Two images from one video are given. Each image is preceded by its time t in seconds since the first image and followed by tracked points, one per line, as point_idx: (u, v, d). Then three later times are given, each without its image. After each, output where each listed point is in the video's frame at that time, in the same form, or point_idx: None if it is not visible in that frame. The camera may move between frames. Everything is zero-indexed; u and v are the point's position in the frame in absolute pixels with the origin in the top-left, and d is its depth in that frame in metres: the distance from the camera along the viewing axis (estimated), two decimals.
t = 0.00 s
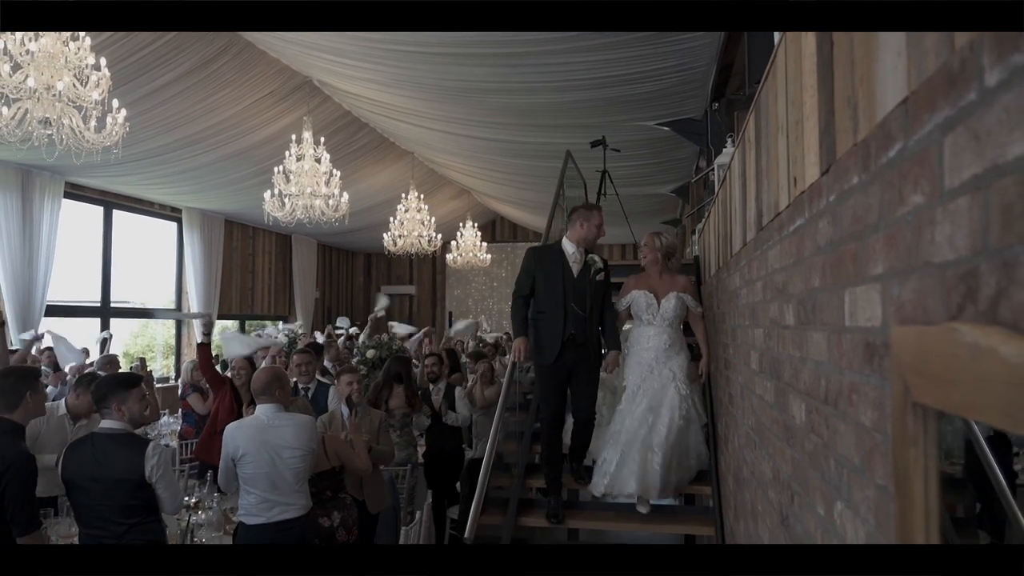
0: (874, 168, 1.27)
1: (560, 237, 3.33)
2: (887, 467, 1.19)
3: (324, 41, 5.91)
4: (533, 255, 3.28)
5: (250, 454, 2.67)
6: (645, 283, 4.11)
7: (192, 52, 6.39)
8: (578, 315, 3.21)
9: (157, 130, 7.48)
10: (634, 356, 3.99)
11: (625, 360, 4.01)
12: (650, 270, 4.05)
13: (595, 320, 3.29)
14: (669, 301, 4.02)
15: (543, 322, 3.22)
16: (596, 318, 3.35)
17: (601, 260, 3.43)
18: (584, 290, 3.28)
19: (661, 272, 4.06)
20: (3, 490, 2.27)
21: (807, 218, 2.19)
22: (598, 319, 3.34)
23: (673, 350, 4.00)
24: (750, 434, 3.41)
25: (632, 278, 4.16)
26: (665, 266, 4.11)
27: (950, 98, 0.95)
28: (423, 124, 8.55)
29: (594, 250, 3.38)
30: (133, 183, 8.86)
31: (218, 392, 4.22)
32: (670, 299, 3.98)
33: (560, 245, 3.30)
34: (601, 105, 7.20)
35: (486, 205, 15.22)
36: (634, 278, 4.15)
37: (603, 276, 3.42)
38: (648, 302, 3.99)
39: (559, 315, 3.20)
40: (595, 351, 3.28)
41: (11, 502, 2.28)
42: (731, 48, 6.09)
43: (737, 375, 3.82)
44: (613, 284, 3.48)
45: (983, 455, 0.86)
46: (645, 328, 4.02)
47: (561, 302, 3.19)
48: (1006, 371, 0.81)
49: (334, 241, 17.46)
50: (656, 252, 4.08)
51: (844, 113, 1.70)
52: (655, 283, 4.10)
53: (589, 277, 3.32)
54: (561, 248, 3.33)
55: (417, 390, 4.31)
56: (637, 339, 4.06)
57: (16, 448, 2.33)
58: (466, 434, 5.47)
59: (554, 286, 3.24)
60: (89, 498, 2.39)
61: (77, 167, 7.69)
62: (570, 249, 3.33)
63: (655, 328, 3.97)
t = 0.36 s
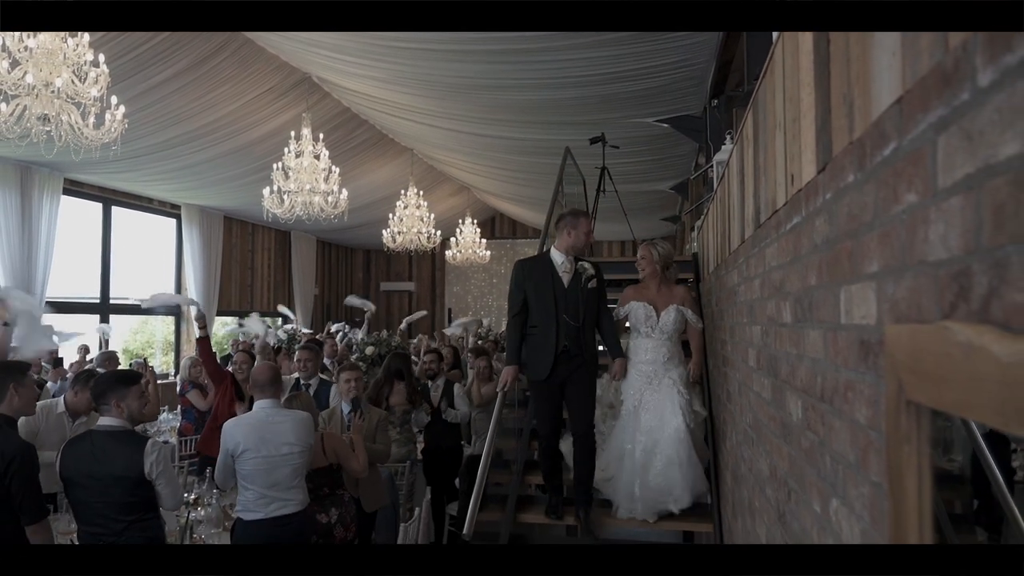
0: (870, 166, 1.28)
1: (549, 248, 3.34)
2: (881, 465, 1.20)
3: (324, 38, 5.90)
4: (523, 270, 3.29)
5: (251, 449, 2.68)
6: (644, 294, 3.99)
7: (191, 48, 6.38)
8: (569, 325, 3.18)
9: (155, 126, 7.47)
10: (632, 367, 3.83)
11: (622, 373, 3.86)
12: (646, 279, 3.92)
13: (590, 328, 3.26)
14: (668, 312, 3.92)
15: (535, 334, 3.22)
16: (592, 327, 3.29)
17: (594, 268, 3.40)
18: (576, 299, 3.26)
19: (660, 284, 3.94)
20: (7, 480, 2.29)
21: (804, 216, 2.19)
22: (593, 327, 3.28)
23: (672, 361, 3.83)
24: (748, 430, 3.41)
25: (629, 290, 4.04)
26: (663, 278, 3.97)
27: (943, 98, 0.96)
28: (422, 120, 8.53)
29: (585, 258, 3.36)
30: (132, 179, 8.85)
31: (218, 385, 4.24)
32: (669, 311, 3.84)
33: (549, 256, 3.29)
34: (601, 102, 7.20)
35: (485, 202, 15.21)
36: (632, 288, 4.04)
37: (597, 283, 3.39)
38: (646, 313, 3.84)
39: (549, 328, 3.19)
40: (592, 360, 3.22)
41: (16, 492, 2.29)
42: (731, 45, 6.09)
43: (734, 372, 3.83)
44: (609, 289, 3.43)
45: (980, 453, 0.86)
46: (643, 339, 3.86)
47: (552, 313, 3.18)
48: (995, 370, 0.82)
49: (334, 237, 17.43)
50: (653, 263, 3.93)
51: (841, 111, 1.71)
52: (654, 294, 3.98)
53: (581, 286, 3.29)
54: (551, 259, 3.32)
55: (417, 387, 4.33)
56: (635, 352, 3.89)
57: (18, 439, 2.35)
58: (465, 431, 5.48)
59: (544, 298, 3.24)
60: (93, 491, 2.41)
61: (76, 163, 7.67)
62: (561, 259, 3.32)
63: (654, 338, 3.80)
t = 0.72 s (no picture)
0: (866, 164, 1.28)
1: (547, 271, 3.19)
2: (878, 460, 1.21)
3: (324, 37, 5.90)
4: (519, 296, 3.15)
5: (254, 445, 2.68)
6: (650, 313, 3.72)
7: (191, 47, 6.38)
8: (571, 352, 3.06)
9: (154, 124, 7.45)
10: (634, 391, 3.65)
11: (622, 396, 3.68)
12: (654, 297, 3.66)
13: (593, 353, 3.13)
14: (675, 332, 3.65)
15: (536, 361, 3.10)
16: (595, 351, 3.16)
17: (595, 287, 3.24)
18: (578, 323, 3.12)
19: (669, 306, 3.68)
20: (6, 479, 2.29)
21: (802, 213, 2.20)
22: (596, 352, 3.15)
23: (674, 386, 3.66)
24: (747, 429, 3.40)
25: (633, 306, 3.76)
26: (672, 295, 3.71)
27: (939, 95, 0.97)
28: (421, 118, 8.53)
29: (585, 279, 3.21)
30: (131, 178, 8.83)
31: (219, 384, 4.24)
32: (677, 333, 3.60)
33: (548, 279, 3.15)
34: (600, 100, 7.20)
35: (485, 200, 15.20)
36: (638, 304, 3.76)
37: (600, 303, 3.23)
38: (651, 335, 3.60)
39: (550, 355, 3.07)
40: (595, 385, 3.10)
41: (15, 491, 2.29)
42: (730, 43, 6.09)
43: (733, 370, 3.83)
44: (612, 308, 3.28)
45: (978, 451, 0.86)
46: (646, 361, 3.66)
47: (553, 340, 3.05)
48: (989, 368, 0.82)
49: (332, 235, 17.41)
50: (664, 283, 3.67)
51: (838, 109, 1.72)
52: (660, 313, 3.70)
53: (583, 310, 3.15)
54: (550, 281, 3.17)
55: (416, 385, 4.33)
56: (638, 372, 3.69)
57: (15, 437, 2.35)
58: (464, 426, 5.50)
59: (545, 324, 3.10)
60: (89, 490, 2.40)
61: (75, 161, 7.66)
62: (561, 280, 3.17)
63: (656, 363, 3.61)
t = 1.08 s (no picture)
0: (862, 158, 1.28)
1: (539, 273, 3.17)
2: (873, 454, 1.21)
3: (323, 35, 5.89)
4: (511, 298, 3.14)
5: (256, 442, 2.68)
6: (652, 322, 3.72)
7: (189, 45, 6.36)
8: (565, 356, 3.04)
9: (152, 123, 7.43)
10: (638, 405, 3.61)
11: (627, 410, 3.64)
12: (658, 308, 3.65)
13: (588, 356, 3.10)
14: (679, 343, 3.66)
15: (530, 365, 3.07)
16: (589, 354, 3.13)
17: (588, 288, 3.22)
18: (571, 326, 3.10)
19: (673, 316, 3.67)
20: (7, 475, 2.28)
21: (799, 209, 2.20)
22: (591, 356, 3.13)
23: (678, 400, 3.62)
24: (744, 426, 3.40)
25: (637, 313, 3.80)
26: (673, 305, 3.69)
27: (935, 86, 0.97)
28: (421, 117, 8.50)
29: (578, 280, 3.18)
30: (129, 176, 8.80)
31: (217, 382, 4.24)
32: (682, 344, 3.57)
33: (540, 281, 3.12)
34: (600, 99, 7.18)
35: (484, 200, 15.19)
36: (641, 313, 3.76)
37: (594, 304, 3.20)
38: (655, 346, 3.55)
39: (544, 360, 3.05)
40: (590, 390, 3.08)
41: (14, 487, 2.29)
42: (728, 42, 6.09)
43: (730, 368, 3.82)
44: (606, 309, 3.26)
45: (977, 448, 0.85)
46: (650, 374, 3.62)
47: (547, 342, 3.04)
48: (983, 360, 0.81)
49: (332, 235, 17.38)
50: (667, 292, 3.65)
51: (834, 104, 1.71)
52: (664, 323, 3.69)
53: (576, 312, 3.12)
54: (543, 283, 3.14)
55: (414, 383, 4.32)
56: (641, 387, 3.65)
57: (16, 435, 2.33)
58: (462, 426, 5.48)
59: (538, 328, 3.09)
60: (88, 486, 2.40)
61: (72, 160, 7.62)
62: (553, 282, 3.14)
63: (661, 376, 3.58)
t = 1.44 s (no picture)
0: (859, 156, 1.28)
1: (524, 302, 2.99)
2: (869, 451, 1.21)
3: (323, 35, 5.90)
4: (497, 327, 2.96)
5: (259, 440, 2.68)
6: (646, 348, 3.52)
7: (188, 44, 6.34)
8: (549, 389, 2.84)
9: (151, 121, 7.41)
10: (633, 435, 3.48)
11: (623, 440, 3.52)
12: (652, 333, 3.47)
13: (576, 391, 2.88)
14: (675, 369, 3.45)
15: (512, 398, 2.89)
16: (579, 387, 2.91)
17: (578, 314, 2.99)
18: (557, 357, 2.89)
19: (665, 337, 3.46)
20: (3, 472, 2.29)
21: (796, 207, 2.20)
22: (580, 390, 2.90)
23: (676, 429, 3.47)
24: (744, 425, 3.38)
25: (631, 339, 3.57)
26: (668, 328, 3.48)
27: (932, 82, 0.97)
28: (420, 116, 8.49)
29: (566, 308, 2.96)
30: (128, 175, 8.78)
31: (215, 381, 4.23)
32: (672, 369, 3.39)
33: (526, 311, 2.95)
34: (599, 98, 7.18)
35: (482, 199, 15.18)
36: (634, 339, 3.56)
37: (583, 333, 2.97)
38: (647, 375, 3.42)
39: (526, 394, 2.86)
40: (578, 424, 2.86)
41: (9, 483, 2.29)
42: (727, 41, 6.09)
43: (728, 366, 3.82)
44: (598, 336, 3.03)
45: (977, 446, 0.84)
46: (645, 403, 3.48)
47: (530, 375, 2.85)
48: (978, 356, 0.81)
49: (330, 234, 17.37)
50: (662, 317, 3.43)
51: (832, 101, 1.71)
52: (658, 349, 3.49)
53: (562, 343, 2.91)
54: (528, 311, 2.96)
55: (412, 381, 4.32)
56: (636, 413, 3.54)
57: (15, 432, 2.34)
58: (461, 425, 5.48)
59: (521, 360, 2.90)
60: (90, 483, 2.40)
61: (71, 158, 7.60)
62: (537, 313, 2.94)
63: (656, 405, 3.43)
